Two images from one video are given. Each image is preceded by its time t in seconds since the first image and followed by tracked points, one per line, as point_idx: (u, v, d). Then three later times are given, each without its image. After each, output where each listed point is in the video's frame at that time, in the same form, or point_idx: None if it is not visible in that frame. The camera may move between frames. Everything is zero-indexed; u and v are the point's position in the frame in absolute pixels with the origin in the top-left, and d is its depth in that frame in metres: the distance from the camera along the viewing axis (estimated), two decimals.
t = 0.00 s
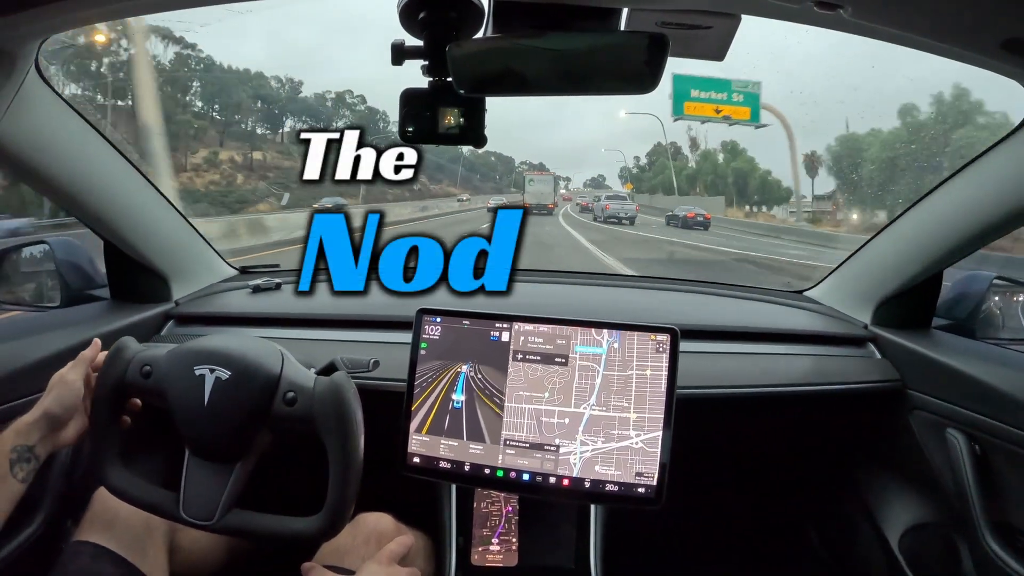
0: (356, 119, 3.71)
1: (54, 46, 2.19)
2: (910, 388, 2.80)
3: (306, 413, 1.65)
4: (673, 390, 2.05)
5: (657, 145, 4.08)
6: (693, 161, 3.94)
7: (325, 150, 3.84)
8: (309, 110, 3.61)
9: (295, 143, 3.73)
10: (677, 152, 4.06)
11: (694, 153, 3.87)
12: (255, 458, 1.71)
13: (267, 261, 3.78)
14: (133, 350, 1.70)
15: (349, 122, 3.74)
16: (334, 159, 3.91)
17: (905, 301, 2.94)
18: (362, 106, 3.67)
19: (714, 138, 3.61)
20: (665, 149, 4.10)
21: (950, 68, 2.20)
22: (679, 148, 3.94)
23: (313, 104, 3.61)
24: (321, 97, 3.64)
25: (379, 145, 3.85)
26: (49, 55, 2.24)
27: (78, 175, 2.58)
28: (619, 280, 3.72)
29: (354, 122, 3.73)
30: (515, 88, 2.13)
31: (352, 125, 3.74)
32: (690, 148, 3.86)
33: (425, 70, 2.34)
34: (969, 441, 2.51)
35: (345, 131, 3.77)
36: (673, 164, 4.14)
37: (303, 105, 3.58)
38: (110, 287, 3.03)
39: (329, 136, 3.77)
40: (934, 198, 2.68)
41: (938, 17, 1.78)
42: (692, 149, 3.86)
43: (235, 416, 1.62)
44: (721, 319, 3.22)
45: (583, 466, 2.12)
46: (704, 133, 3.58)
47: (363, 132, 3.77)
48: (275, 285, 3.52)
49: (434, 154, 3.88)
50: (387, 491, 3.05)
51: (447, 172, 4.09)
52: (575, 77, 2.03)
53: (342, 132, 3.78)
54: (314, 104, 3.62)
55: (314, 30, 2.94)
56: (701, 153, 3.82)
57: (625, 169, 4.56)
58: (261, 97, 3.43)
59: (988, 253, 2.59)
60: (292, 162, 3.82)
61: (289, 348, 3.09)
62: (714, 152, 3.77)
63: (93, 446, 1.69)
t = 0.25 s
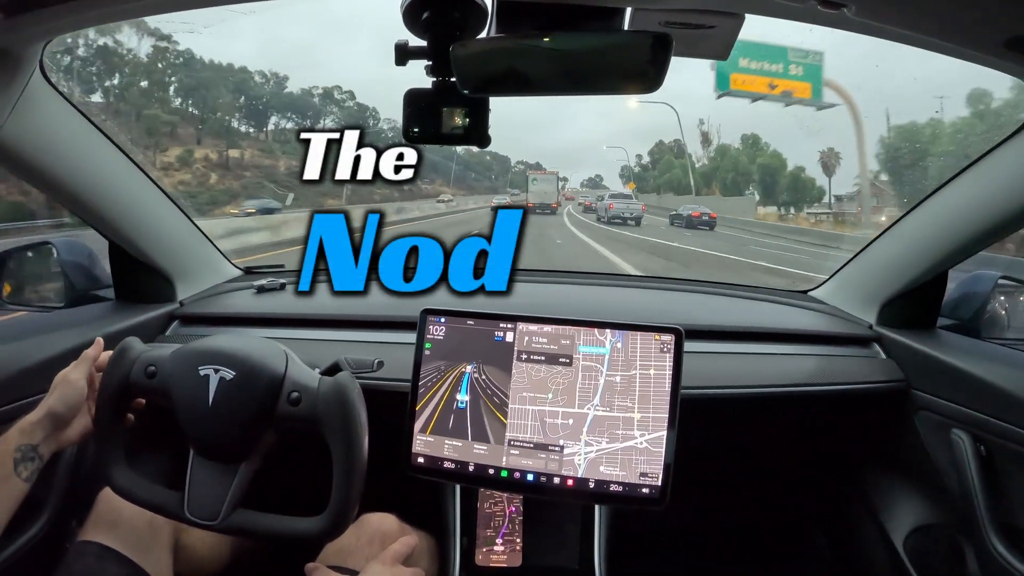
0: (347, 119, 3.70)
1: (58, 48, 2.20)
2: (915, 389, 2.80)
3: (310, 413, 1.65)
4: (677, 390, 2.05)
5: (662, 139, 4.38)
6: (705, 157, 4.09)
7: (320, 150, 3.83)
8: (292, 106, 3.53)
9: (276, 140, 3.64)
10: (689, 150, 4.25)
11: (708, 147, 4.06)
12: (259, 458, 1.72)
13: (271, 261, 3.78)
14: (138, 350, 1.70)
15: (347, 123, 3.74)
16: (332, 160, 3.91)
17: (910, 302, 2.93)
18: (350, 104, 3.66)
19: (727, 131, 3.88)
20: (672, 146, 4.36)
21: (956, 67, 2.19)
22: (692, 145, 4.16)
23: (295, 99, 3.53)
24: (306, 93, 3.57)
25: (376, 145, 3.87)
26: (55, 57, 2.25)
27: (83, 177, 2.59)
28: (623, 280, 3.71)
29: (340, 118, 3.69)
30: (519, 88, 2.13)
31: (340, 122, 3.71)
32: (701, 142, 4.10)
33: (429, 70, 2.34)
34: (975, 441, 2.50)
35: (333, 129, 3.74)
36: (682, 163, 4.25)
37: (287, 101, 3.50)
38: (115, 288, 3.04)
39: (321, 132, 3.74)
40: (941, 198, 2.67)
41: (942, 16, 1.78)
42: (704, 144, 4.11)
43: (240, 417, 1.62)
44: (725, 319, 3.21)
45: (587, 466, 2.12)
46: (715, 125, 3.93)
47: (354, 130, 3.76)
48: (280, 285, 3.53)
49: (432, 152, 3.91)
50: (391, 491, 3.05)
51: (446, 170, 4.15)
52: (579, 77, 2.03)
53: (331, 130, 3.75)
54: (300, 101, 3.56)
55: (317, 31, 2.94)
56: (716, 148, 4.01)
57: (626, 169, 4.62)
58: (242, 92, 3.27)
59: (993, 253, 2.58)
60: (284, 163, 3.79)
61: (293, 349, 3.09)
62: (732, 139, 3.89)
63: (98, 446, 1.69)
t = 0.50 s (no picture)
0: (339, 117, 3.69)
1: (61, 50, 2.21)
2: (920, 386, 2.79)
3: (315, 413, 1.65)
4: (681, 388, 2.05)
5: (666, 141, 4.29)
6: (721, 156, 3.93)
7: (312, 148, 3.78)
8: (275, 101, 3.48)
9: (258, 138, 3.54)
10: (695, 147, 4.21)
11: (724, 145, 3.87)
12: (265, 458, 1.72)
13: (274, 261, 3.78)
14: (142, 351, 1.71)
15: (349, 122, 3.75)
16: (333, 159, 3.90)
17: (914, 299, 2.92)
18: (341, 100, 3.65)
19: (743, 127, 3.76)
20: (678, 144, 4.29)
21: (959, 63, 2.19)
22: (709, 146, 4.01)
23: (277, 95, 3.48)
24: (291, 89, 3.51)
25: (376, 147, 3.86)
26: (58, 58, 2.26)
27: (89, 179, 2.60)
28: (626, 279, 3.71)
29: (326, 114, 3.65)
30: (522, 87, 2.13)
31: (327, 120, 3.67)
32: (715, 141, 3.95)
33: (431, 70, 2.34)
34: (980, 438, 2.50)
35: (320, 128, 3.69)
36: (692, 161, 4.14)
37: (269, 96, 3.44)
38: (120, 289, 3.04)
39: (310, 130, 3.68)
40: (944, 195, 2.67)
41: (948, 11, 1.77)
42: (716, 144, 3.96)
43: (245, 416, 1.62)
44: (729, 317, 3.21)
45: (591, 465, 2.12)
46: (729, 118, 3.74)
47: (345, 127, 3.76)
48: (284, 286, 3.53)
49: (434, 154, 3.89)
50: (396, 491, 3.05)
51: (454, 171, 4.11)
52: (582, 76, 2.03)
53: (317, 128, 3.70)
54: (283, 97, 3.50)
55: (319, 31, 2.95)
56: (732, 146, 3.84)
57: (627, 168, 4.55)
58: (223, 89, 3.21)
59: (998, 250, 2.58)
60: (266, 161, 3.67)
61: (298, 349, 3.10)
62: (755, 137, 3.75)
63: (104, 447, 1.70)
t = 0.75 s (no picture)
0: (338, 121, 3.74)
1: (65, 51, 2.22)
2: (925, 386, 2.79)
3: (320, 413, 1.66)
4: (686, 388, 2.04)
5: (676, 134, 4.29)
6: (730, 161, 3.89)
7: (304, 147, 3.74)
8: (259, 96, 3.38)
9: (238, 135, 3.42)
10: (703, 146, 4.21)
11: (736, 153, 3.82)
12: (270, 459, 1.72)
13: (278, 262, 3.79)
14: (148, 352, 1.72)
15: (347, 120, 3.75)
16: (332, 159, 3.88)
17: (919, 299, 2.92)
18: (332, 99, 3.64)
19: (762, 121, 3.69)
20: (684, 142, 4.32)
21: (964, 62, 2.18)
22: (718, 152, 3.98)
23: (260, 88, 3.37)
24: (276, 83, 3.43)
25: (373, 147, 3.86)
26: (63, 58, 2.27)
27: (95, 179, 2.61)
28: (630, 279, 3.71)
29: (314, 111, 3.59)
30: (527, 88, 2.13)
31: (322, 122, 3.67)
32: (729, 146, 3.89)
33: (435, 70, 2.34)
34: (985, 439, 2.49)
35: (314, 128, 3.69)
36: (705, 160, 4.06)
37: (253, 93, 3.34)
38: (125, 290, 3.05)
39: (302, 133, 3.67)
40: (948, 195, 2.67)
41: (952, 10, 1.77)
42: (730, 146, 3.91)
43: (250, 417, 1.62)
44: (733, 318, 3.21)
45: (596, 465, 2.12)
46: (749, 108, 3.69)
47: (330, 122, 3.70)
48: (288, 286, 3.54)
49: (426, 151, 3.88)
50: (400, 492, 3.06)
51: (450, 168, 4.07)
52: (588, 76, 2.02)
53: (302, 125, 3.63)
54: (268, 92, 3.42)
55: (324, 31, 2.96)
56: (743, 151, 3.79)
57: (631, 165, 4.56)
58: (203, 83, 3.12)
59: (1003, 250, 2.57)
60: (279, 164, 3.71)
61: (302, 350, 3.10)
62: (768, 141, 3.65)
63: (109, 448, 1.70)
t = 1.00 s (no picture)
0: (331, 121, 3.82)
1: (69, 51, 2.22)
2: (930, 387, 2.78)
3: (324, 413, 1.65)
4: (690, 387, 2.04)
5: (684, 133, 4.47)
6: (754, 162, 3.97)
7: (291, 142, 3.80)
8: (241, 92, 3.37)
9: (216, 131, 3.40)
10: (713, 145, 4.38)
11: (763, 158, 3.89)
12: (274, 458, 1.72)
13: (282, 261, 3.80)
14: (152, 351, 1.72)
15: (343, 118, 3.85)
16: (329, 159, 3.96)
17: (923, 300, 2.91)
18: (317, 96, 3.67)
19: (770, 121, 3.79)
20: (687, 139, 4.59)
21: (970, 62, 2.18)
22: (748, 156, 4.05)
23: (244, 85, 3.38)
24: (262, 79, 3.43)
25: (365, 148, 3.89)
26: (68, 59, 2.27)
27: (99, 179, 2.61)
28: (633, 279, 3.70)
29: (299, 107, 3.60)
30: (531, 88, 2.13)
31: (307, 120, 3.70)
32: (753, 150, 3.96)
33: (440, 70, 2.34)
34: (990, 440, 2.48)
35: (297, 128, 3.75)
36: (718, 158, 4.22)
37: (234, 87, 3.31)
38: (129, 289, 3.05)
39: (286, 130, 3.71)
40: (953, 195, 2.66)
41: (960, 10, 1.76)
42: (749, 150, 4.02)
43: (254, 416, 1.62)
44: (736, 318, 3.20)
45: (599, 464, 2.11)
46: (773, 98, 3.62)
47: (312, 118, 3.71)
48: (292, 286, 3.54)
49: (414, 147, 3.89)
50: (403, 492, 3.06)
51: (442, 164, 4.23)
52: (592, 75, 2.02)
53: (287, 123, 3.65)
54: (251, 87, 3.42)
55: (327, 31, 2.96)
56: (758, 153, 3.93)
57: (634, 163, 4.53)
58: (193, 83, 3.11)
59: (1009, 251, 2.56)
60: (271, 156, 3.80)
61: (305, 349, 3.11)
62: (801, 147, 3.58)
63: (113, 448, 1.71)
